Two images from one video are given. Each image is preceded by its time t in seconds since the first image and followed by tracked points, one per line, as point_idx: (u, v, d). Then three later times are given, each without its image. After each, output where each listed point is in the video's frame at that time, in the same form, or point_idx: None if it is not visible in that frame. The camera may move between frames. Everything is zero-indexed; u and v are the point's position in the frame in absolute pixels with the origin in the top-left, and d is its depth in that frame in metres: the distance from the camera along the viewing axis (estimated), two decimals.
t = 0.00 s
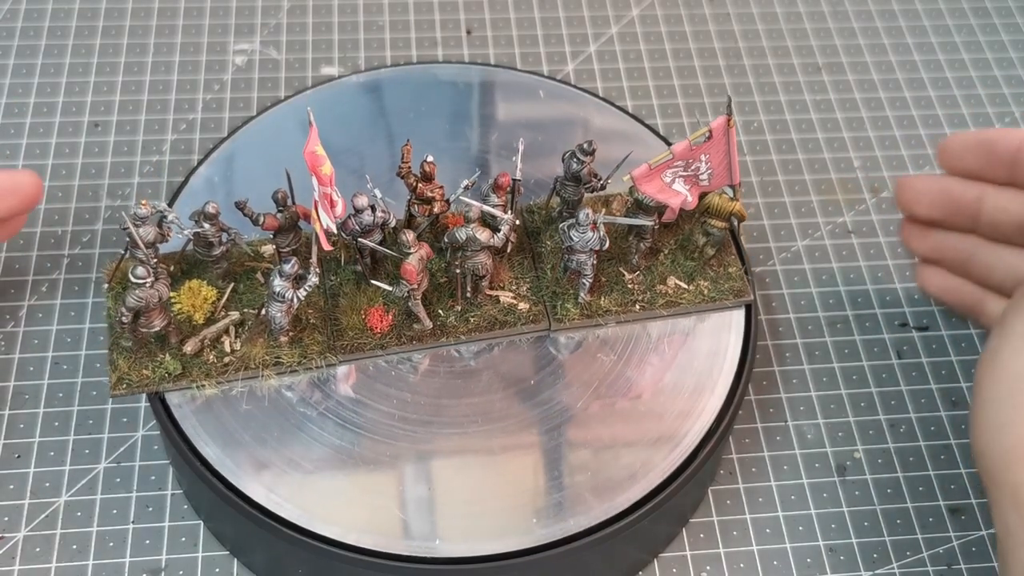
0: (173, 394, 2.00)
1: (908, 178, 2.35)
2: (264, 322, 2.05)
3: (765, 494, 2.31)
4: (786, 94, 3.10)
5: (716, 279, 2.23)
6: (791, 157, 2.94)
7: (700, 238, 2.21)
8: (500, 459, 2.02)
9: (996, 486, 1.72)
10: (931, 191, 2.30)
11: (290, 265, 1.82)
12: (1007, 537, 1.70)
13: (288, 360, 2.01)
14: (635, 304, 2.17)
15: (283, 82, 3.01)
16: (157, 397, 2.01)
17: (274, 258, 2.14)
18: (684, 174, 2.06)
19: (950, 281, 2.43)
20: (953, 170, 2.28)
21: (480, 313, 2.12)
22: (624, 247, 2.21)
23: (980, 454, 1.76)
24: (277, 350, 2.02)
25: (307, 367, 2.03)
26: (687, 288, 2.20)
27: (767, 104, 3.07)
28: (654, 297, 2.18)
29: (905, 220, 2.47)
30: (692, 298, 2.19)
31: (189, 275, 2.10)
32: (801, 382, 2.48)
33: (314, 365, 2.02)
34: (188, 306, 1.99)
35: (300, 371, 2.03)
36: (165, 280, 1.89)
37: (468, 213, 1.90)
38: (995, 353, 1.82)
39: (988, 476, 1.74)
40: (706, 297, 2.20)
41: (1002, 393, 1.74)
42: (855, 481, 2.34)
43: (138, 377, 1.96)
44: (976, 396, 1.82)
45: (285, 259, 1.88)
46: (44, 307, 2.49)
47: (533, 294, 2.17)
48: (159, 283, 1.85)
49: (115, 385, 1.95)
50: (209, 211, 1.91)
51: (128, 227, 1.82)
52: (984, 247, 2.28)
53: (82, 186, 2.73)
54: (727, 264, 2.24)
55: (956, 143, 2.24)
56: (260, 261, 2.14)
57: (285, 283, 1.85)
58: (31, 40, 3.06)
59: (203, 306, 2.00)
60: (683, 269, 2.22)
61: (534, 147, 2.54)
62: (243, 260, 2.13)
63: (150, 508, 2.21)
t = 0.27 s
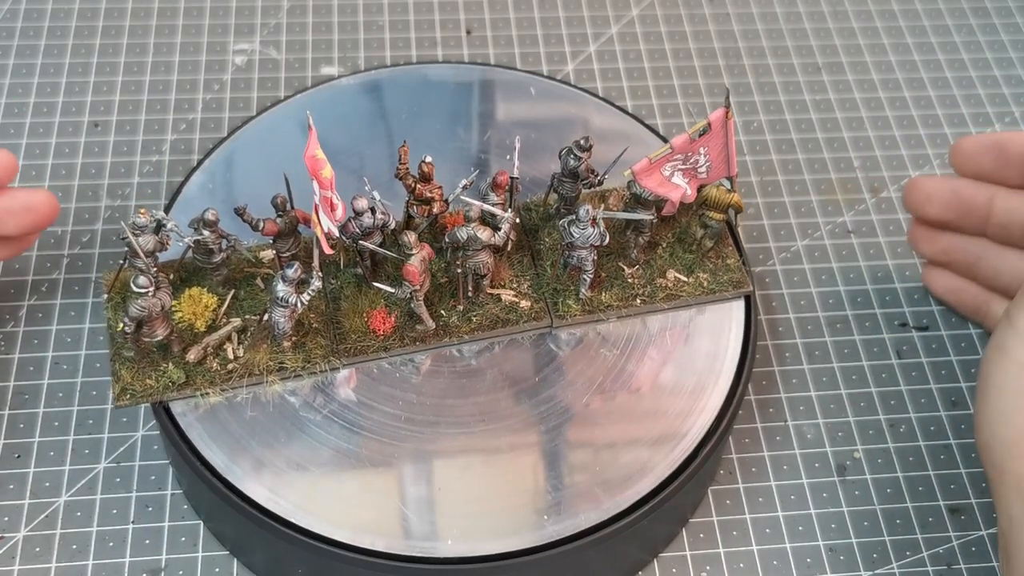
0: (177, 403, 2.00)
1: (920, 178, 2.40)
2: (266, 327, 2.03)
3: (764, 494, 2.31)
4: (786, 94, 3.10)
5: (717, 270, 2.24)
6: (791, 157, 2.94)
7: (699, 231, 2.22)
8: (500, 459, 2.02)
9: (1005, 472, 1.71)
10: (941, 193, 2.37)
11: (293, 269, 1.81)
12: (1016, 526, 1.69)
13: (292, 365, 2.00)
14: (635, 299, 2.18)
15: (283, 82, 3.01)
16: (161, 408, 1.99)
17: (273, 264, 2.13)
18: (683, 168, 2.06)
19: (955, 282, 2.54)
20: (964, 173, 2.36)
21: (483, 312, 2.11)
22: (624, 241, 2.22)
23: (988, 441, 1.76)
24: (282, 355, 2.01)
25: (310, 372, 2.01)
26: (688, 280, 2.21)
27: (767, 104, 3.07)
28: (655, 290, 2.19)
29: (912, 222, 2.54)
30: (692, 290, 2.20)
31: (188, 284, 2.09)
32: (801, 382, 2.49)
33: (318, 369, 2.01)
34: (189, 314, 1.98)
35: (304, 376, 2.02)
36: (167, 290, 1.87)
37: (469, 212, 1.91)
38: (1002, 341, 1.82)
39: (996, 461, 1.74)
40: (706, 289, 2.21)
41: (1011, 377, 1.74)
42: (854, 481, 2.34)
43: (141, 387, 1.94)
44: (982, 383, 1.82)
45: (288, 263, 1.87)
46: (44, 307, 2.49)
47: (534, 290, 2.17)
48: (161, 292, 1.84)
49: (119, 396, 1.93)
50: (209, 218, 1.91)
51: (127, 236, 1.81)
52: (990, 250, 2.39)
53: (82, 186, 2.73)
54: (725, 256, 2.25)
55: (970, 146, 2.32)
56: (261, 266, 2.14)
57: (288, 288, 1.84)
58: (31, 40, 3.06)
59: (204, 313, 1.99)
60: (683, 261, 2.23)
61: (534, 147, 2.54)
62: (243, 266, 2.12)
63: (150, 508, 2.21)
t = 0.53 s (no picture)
0: (181, 412, 1.98)
1: (923, 177, 2.43)
2: (269, 332, 2.03)
3: (764, 494, 2.31)
4: (786, 94, 3.10)
5: (716, 262, 2.26)
6: (791, 157, 2.94)
7: (697, 225, 2.23)
8: (500, 459, 2.02)
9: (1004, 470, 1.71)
10: (942, 190, 2.39)
11: (297, 274, 1.80)
12: (1015, 525, 1.69)
13: (296, 370, 2.00)
14: (636, 294, 2.19)
15: (283, 82, 3.01)
16: (165, 418, 1.98)
17: (274, 270, 2.12)
18: (682, 162, 2.07)
19: (957, 279, 2.56)
20: (966, 170, 2.38)
21: (485, 311, 2.11)
22: (622, 236, 2.22)
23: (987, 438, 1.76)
24: (285, 360, 2.00)
25: (315, 377, 2.01)
26: (687, 273, 2.23)
27: (767, 104, 3.07)
28: (655, 284, 2.20)
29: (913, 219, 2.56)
30: (692, 283, 2.22)
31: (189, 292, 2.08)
32: (801, 382, 2.49)
33: (322, 374, 2.01)
34: (191, 322, 1.97)
35: (309, 381, 2.01)
36: (170, 299, 1.86)
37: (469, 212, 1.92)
38: (1002, 338, 1.81)
39: (995, 459, 1.73)
40: (706, 281, 2.23)
41: (1011, 373, 1.74)
42: (854, 481, 2.34)
43: (146, 397, 1.93)
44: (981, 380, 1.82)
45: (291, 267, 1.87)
46: (44, 307, 2.49)
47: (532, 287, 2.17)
48: (164, 302, 1.83)
49: (123, 407, 1.92)
50: (209, 225, 1.90)
51: (127, 247, 1.79)
52: (990, 247, 2.40)
53: (82, 186, 2.73)
54: (723, 248, 2.28)
55: (971, 144, 2.35)
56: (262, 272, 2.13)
57: (292, 292, 1.83)
58: (31, 40, 3.06)
59: (206, 321, 1.98)
60: (681, 254, 2.25)
61: (533, 147, 2.54)
62: (242, 273, 2.11)
63: (150, 508, 2.21)
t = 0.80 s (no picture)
0: (186, 420, 1.98)
1: (926, 164, 2.32)
2: (272, 338, 2.04)
3: (764, 494, 2.31)
4: (786, 94, 3.10)
5: (715, 254, 2.30)
6: (791, 157, 2.94)
7: (695, 218, 2.27)
8: (498, 459, 2.02)
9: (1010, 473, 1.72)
10: (946, 178, 2.29)
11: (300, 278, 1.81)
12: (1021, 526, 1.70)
13: (300, 374, 2.01)
14: (637, 288, 2.22)
15: (283, 82, 3.01)
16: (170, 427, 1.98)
17: (274, 275, 2.13)
18: (681, 155, 2.09)
19: (951, 269, 2.44)
20: (970, 160, 2.31)
21: (487, 309, 2.14)
22: (621, 231, 2.25)
23: (994, 441, 1.75)
24: (290, 365, 2.01)
25: (320, 381, 2.03)
26: (687, 265, 2.27)
27: (767, 104, 3.07)
28: (655, 278, 2.24)
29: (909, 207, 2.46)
30: (691, 274, 2.26)
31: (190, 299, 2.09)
32: (801, 382, 2.49)
33: (326, 378, 2.03)
34: (193, 331, 1.98)
35: (312, 386, 2.03)
36: (173, 308, 1.87)
37: (469, 211, 1.90)
38: (1010, 339, 1.78)
39: (1002, 461, 1.74)
40: (706, 274, 2.26)
41: (1020, 377, 1.72)
42: (854, 481, 2.34)
43: (150, 406, 1.94)
44: (989, 382, 1.80)
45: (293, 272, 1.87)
46: (43, 307, 2.49)
47: (531, 284, 2.20)
48: (166, 311, 1.84)
49: (127, 417, 1.92)
50: (208, 232, 1.89)
51: (127, 256, 1.79)
52: (991, 236, 2.33)
53: (82, 186, 2.73)
54: (720, 240, 2.31)
55: (976, 134, 2.28)
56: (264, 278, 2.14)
57: (294, 297, 1.84)
58: (30, 40, 3.05)
59: (208, 329, 2.00)
60: (679, 248, 2.29)
61: (533, 147, 2.55)
62: (242, 279, 2.12)
63: (150, 508, 2.21)
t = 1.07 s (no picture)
0: (192, 428, 1.98)
1: (922, 164, 2.31)
2: (275, 342, 2.03)
3: (764, 494, 2.31)
4: (786, 94, 3.10)
5: (713, 248, 2.30)
6: (791, 157, 2.94)
7: (692, 211, 2.28)
8: (498, 459, 2.02)
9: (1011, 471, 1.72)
10: (943, 179, 2.29)
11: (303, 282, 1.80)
12: (1022, 524, 1.70)
13: (305, 379, 2.00)
14: (637, 283, 2.23)
15: (283, 82, 3.01)
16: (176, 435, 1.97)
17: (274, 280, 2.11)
18: (678, 149, 2.08)
19: (949, 269, 2.45)
20: (967, 161, 2.31)
21: (489, 308, 2.14)
22: (619, 226, 2.26)
23: (995, 439, 1.75)
24: (294, 370, 2.01)
25: (324, 386, 2.02)
26: (686, 258, 2.27)
27: (767, 104, 3.07)
28: (655, 272, 2.24)
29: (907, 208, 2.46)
30: (690, 268, 2.26)
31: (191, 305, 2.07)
32: (801, 382, 2.49)
33: (330, 382, 2.02)
34: (196, 337, 1.96)
35: (317, 390, 2.02)
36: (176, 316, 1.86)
37: (469, 210, 1.91)
38: (1011, 337, 1.78)
39: (1003, 460, 1.74)
40: (705, 267, 2.27)
41: (1021, 376, 1.72)
42: (854, 481, 2.34)
43: (155, 415, 1.93)
44: (989, 381, 1.80)
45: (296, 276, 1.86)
46: (44, 307, 2.50)
47: (533, 279, 2.21)
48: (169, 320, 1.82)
49: (133, 427, 1.91)
50: (209, 239, 1.89)
51: (128, 264, 1.79)
52: (988, 237, 2.33)
53: (82, 186, 2.73)
54: (718, 233, 2.32)
55: (973, 134, 2.27)
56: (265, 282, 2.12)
57: (298, 301, 1.83)
58: (31, 40, 3.06)
59: (210, 335, 1.97)
60: (677, 241, 2.29)
61: (533, 147, 2.55)
62: (243, 285, 2.10)
63: (150, 508, 2.21)
